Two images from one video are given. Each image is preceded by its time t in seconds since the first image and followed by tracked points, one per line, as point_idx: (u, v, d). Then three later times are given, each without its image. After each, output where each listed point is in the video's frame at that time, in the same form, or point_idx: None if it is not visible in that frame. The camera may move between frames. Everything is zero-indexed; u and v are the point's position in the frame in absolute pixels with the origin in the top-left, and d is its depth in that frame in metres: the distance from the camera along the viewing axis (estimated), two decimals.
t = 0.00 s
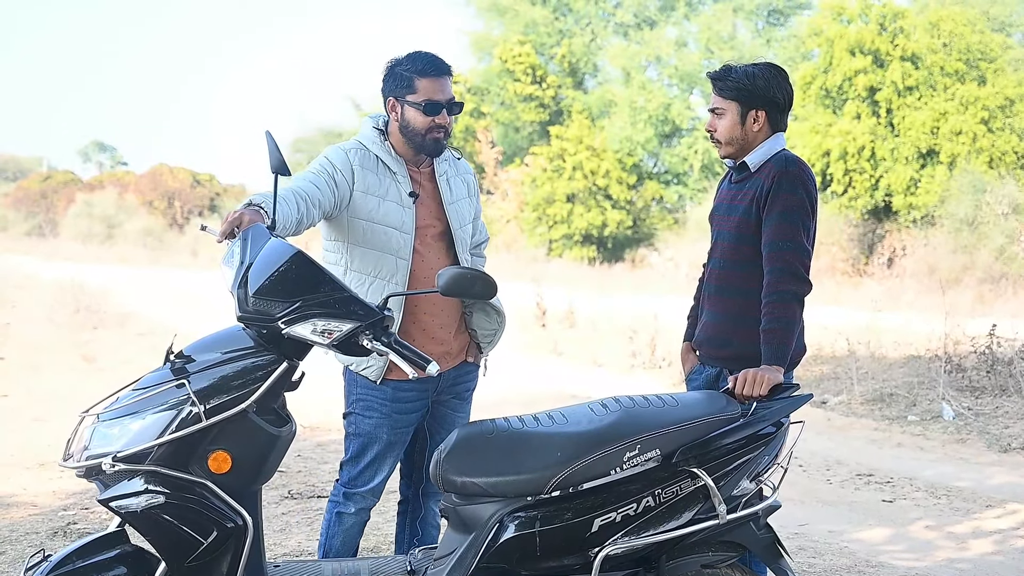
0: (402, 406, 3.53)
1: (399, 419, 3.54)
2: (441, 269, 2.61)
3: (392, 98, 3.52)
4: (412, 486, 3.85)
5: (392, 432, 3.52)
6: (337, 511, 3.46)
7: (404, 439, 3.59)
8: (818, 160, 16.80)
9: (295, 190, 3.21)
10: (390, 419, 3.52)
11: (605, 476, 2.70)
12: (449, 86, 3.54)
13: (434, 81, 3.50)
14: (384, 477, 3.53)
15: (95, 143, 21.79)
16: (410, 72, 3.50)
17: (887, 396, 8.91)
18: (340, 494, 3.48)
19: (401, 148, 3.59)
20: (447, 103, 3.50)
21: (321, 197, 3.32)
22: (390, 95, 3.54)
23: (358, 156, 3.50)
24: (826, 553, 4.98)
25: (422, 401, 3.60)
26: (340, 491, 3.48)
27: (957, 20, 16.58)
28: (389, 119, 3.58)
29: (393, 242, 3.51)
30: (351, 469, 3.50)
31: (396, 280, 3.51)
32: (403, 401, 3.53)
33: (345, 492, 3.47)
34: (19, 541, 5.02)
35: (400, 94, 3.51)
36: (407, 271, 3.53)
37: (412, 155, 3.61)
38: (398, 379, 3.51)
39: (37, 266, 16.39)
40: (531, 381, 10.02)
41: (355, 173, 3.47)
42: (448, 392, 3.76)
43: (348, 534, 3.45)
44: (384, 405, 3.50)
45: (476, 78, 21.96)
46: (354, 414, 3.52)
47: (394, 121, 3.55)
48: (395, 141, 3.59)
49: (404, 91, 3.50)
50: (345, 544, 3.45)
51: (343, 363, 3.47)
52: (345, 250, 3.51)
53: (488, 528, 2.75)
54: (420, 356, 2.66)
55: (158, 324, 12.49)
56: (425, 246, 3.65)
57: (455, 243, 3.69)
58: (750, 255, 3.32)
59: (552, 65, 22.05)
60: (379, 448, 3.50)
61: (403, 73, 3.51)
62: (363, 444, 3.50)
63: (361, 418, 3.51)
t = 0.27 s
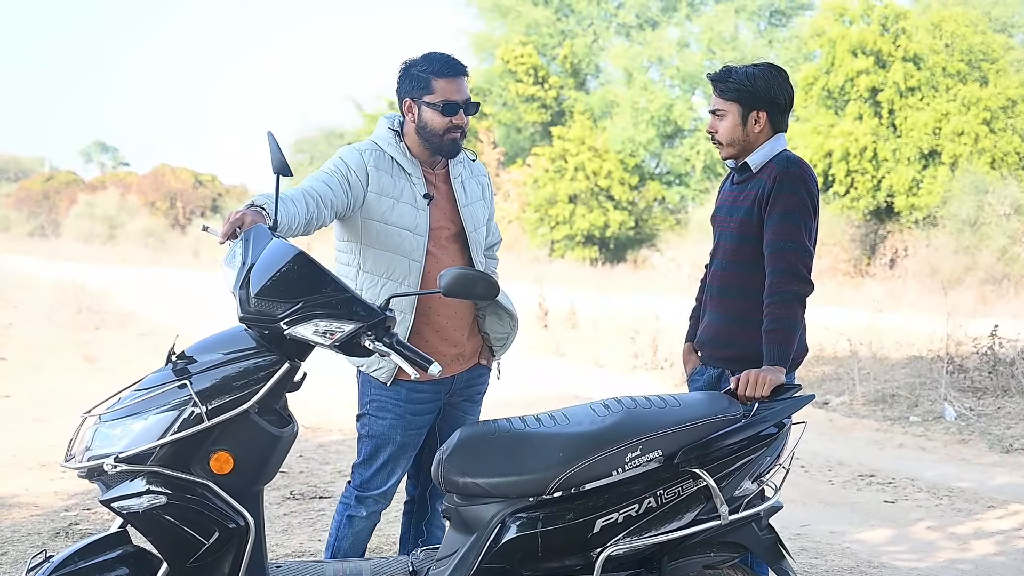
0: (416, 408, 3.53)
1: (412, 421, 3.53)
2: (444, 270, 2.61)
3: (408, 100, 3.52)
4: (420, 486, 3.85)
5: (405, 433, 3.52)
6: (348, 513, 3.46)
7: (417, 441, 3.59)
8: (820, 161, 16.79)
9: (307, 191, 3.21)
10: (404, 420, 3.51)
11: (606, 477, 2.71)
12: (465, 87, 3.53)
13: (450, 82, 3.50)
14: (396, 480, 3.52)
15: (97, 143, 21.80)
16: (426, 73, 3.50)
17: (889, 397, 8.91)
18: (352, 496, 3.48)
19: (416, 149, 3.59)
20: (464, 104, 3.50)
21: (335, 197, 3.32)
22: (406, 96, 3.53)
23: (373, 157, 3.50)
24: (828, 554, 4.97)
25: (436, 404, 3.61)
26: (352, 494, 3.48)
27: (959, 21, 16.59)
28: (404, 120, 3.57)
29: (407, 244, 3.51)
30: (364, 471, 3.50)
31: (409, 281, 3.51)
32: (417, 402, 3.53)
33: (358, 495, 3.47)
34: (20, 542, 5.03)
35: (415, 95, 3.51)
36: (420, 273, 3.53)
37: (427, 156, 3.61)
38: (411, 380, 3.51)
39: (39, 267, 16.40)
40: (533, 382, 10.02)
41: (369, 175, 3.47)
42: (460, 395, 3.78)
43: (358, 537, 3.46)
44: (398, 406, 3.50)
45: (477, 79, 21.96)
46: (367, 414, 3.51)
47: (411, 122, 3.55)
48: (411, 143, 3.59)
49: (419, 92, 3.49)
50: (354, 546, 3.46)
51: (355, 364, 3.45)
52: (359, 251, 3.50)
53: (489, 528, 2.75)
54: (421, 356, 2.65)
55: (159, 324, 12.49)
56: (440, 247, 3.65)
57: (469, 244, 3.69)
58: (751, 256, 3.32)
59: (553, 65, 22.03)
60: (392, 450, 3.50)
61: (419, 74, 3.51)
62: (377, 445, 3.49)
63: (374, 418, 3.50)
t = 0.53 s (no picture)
0: (433, 407, 3.55)
1: (429, 420, 3.54)
2: (446, 270, 2.61)
3: (418, 101, 3.52)
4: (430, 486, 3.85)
5: (424, 432, 3.53)
6: (368, 519, 3.46)
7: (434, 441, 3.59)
8: (822, 161, 16.80)
9: (316, 194, 3.21)
10: (421, 419, 3.52)
11: (609, 478, 2.71)
12: (472, 84, 3.55)
13: (458, 79, 3.51)
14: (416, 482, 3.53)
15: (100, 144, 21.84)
16: (433, 73, 3.51)
17: (892, 398, 8.90)
18: (372, 502, 3.48)
19: (425, 150, 3.59)
20: (472, 100, 3.52)
21: (345, 198, 3.33)
22: (415, 98, 3.53)
23: (382, 158, 3.50)
24: (831, 555, 4.97)
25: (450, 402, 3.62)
26: (372, 499, 3.47)
27: (962, 21, 16.61)
28: (412, 122, 3.58)
29: (419, 244, 3.52)
30: (383, 475, 3.49)
31: (422, 281, 3.52)
32: (434, 401, 3.55)
33: (378, 501, 3.47)
34: (24, 543, 5.03)
35: (426, 95, 3.51)
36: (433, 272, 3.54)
37: (435, 157, 3.62)
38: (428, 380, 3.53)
39: (43, 268, 16.43)
40: (536, 383, 10.02)
41: (380, 176, 3.47)
42: (471, 396, 3.78)
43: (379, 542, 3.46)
44: (416, 405, 3.51)
45: (480, 80, 22.00)
46: (384, 415, 3.52)
47: (420, 123, 3.56)
48: (419, 144, 3.59)
49: (430, 92, 3.50)
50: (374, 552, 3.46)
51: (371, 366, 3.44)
52: (370, 252, 3.50)
53: (492, 529, 2.75)
54: (424, 358, 2.63)
55: (162, 325, 12.51)
56: (451, 248, 3.65)
57: (480, 244, 3.70)
58: (754, 257, 3.32)
59: (556, 66, 22.04)
60: (411, 452, 3.50)
61: (425, 75, 3.51)
62: (396, 447, 3.49)
63: (392, 419, 3.50)
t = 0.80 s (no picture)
0: (444, 402, 3.56)
1: (441, 416, 3.55)
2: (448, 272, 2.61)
3: (417, 102, 3.53)
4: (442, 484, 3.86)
5: (438, 429, 3.54)
6: (394, 523, 3.49)
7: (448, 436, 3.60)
8: (823, 162, 16.81)
9: (318, 196, 3.21)
10: (434, 416, 3.53)
11: (610, 479, 2.71)
12: (470, 84, 3.56)
13: (457, 79, 3.53)
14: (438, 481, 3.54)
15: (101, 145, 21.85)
16: (431, 74, 3.52)
17: (893, 399, 8.89)
18: (396, 505, 3.50)
19: (424, 151, 3.60)
20: (471, 99, 3.53)
21: (347, 200, 3.33)
22: (414, 99, 3.54)
23: (382, 160, 3.51)
24: (833, 556, 4.96)
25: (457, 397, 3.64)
26: (396, 502, 3.50)
27: (962, 23, 16.66)
28: (412, 123, 3.58)
29: (421, 245, 3.52)
30: (404, 477, 3.50)
31: (425, 282, 3.52)
32: (444, 397, 3.57)
33: (402, 503, 3.49)
34: (25, 544, 5.03)
35: (426, 96, 3.51)
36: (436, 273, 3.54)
37: (435, 157, 3.62)
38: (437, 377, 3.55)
39: (44, 269, 16.43)
40: (537, 385, 10.02)
41: (380, 177, 3.47)
42: (474, 396, 3.79)
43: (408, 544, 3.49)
44: (427, 402, 3.51)
45: (481, 81, 22.01)
46: (397, 415, 3.52)
47: (420, 124, 3.56)
48: (419, 146, 3.60)
49: (430, 92, 3.51)
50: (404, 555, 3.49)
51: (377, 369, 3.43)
52: (372, 254, 3.50)
53: (494, 530, 2.75)
54: (425, 360, 2.65)
55: (163, 327, 12.51)
56: (453, 249, 3.65)
57: (481, 245, 3.70)
58: (756, 258, 3.32)
59: (557, 68, 22.03)
60: (428, 449, 3.51)
61: (422, 76, 3.52)
62: (413, 446, 3.50)
63: (404, 418, 3.51)
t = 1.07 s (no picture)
0: (441, 405, 3.57)
1: (439, 418, 3.56)
2: (449, 272, 2.62)
3: (412, 102, 3.53)
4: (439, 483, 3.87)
5: (435, 431, 3.55)
6: (399, 527, 3.50)
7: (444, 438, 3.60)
8: (825, 163, 16.81)
9: (316, 196, 3.21)
10: (431, 418, 3.53)
11: (613, 479, 2.71)
12: (463, 82, 3.57)
13: (450, 78, 3.54)
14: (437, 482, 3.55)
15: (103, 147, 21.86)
16: (425, 74, 3.53)
17: (895, 400, 8.89)
18: (399, 509, 3.50)
19: (420, 151, 3.61)
20: (465, 97, 3.54)
21: (343, 201, 3.33)
22: (409, 99, 3.54)
23: (379, 161, 3.51)
24: (834, 557, 4.96)
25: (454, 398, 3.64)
26: (399, 506, 3.50)
27: (963, 24, 16.66)
28: (407, 124, 3.59)
29: (417, 246, 3.52)
30: (405, 481, 3.51)
31: (422, 283, 3.52)
32: (441, 400, 3.57)
33: (405, 506, 3.49)
34: (26, 545, 5.04)
35: (420, 96, 3.52)
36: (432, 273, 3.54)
37: (431, 157, 3.63)
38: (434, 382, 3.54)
39: (46, 270, 16.44)
40: (538, 385, 10.02)
41: (377, 178, 3.48)
42: (469, 397, 3.78)
43: (412, 546, 3.50)
44: (424, 405, 3.51)
45: (483, 82, 22.02)
46: (394, 418, 3.52)
47: (415, 124, 3.57)
48: (415, 146, 3.60)
49: (423, 92, 3.52)
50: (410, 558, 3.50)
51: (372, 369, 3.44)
52: (369, 255, 3.50)
53: (495, 531, 2.75)
54: (427, 359, 2.61)
55: (165, 328, 12.52)
56: (451, 250, 3.65)
57: (479, 246, 3.70)
58: (759, 259, 3.32)
59: (558, 68, 22.02)
60: (427, 451, 3.53)
61: (416, 76, 3.54)
62: (411, 448, 3.51)
63: (401, 422, 3.51)
